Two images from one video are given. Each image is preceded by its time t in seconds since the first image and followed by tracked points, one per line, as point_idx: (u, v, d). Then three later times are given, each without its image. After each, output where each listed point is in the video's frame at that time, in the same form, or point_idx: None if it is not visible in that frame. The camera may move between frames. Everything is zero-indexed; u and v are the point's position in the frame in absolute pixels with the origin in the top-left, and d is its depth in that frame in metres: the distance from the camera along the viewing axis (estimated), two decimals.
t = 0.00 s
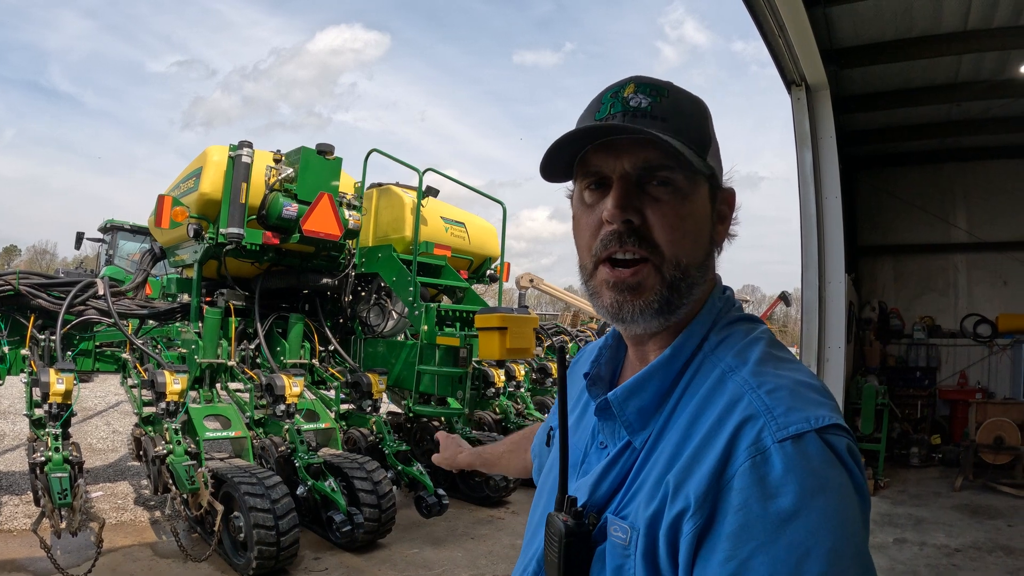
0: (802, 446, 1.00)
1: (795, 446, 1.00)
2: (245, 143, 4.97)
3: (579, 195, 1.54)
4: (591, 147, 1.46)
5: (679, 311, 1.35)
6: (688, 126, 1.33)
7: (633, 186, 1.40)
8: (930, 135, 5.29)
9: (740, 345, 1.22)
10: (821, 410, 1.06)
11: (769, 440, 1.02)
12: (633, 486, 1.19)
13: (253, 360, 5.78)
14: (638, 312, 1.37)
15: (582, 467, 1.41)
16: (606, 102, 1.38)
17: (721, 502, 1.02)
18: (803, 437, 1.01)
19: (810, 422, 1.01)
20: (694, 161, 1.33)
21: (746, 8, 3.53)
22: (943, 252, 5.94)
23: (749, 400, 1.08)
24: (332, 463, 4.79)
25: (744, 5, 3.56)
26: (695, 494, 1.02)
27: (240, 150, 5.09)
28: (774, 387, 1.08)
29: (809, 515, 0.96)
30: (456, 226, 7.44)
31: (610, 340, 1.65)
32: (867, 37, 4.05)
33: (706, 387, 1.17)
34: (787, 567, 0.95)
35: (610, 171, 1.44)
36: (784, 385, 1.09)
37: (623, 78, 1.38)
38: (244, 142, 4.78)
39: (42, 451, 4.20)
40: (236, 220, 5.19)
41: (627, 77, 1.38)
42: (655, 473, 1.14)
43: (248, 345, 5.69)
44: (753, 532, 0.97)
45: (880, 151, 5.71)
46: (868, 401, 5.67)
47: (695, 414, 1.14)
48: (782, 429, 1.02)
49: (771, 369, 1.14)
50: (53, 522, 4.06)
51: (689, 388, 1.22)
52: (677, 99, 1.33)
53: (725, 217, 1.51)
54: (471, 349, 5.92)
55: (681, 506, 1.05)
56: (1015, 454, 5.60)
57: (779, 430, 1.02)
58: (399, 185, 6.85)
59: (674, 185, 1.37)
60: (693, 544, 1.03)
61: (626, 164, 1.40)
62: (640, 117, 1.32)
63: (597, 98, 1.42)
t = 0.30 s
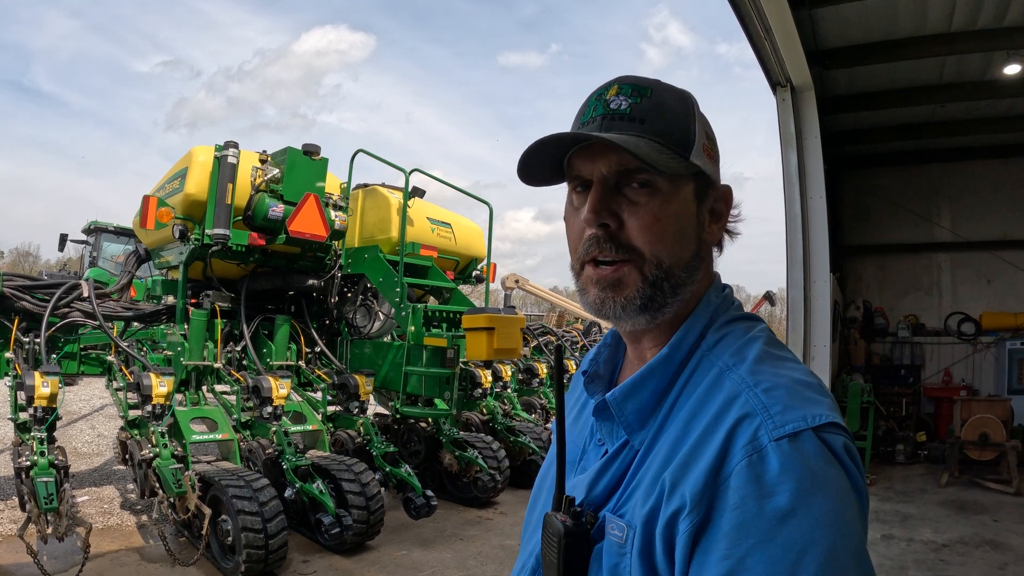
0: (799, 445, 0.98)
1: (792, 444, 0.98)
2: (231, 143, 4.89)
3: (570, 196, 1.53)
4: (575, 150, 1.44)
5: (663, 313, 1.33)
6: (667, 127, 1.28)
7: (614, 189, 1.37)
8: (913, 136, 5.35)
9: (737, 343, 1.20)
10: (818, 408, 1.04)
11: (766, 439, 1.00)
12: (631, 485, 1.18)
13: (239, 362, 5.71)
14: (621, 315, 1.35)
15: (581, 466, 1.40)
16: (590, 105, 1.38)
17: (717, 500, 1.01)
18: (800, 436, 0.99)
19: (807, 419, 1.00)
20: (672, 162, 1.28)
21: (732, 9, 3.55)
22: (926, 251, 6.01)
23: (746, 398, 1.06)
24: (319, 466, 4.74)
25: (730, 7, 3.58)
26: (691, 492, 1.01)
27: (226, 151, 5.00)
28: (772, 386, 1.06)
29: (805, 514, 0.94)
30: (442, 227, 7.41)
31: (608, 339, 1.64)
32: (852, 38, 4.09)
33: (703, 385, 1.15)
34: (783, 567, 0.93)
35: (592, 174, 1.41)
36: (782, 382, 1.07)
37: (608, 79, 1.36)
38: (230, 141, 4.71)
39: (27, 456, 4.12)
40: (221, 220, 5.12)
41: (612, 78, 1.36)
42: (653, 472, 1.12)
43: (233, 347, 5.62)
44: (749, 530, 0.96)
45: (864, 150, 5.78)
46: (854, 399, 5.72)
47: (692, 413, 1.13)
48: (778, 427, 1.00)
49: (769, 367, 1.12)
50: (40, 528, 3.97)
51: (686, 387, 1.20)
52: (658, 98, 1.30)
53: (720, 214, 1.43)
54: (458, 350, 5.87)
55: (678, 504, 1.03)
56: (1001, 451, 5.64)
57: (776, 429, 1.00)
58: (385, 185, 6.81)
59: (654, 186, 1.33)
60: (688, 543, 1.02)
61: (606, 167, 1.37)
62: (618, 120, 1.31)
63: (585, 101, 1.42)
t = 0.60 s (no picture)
0: (810, 465, 0.95)
1: (804, 465, 0.95)
2: (214, 145, 4.82)
3: (571, 217, 1.51)
4: (573, 171, 1.42)
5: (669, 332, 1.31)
6: (665, 142, 1.27)
7: (614, 208, 1.35)
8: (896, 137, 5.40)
9: (746, 359, 1.17)
10: (831, 425, 1.01)
11: (776, 459, 0.97)
12: (640, 506, 1.16)
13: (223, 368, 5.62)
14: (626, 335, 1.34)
15: (591, 486, 1.38)
16: (586, 124, 1.37)
17: (728, 523, 0.99)
18: (811, 455, 0.96)
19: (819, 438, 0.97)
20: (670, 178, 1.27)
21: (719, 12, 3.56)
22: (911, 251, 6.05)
23: (756, 416, 1.03)
24: (307, 473, 4.67)
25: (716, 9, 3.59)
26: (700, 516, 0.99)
27: (208, 153, 4.94)
28: (783, 403, 1.04)
29: (818, 537, 0.92)
30: (428, 229, 7.37)
31: (617, 357, 1.62)
32: (837, 41, 4.12)
33: (711, 404, 1.13)
34: None
35: (591, 195, 1.40)
36: (792, 399, 1.05)
37: (603, 96, 1.35)
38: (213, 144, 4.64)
39: (9, 467, 4.01)
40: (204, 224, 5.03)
41: (607, 95, 1.35)
42: (662, 494, 1.10)
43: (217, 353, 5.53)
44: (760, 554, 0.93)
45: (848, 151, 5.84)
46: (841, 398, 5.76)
47: (701, 433, 1.10)
48: (788, 447, 0.98)
49: (780, 383, 1.09)
50: (22, 540, 3.86)
51: (694, 406, 1.17)
52: (655, 114, 1.28)
53: (725, 228, 1.41)
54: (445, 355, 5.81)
55: (686, 528, 1.01)
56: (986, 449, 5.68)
57: (787, 448, 0.98)
58: (370, 188, 6.75)
59: (655, 203, 1.31)
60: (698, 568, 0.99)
61: (604, 186, 1.36)
62: (615, 138, 1.30)
63: (581, 120, 1.41)
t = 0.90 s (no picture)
0: (836, 495, 0.96)
1: (831, 496, 0.97)
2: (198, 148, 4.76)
3: (591, 241, 1.51)
4: (598, 194, 1.43)
5: (698, 359, 1.32)
6: (696, 167, 1.29)
7: (642, 233, 1.37)
8: (878, 140, 5.52)
9: (767, 384, 1.19)
10: (856, 454, 1.02)
11: (802, 489, 0.99)
12: (659, 532, 1.17)
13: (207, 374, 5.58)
14: (656, 363, 1.34)
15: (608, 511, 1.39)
16: (613, 144, 1.37)
17: (752, 554, 1.00)
18: (837, 485, 0.97)
19: (845, 469, 0.98)
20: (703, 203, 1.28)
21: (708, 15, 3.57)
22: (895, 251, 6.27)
23: (780, 444, 1.04)
24: (293, 481, 4.62)
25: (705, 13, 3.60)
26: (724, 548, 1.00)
27: (192, 156, 4.86)
28: (807, 431, 1.05)
29: (843, 568, 0.93)
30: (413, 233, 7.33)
31: (632, 381, 1.64)
32: (823, 44, 4.15)
33: (733, 432, 1.14)
34: None
35: (617, 219, 1.41)
36: (816, 428, 1.06)
37: (628, 116, 1.35)
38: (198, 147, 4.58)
39: None
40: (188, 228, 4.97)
41: (632, 115, 1.35)
42: (682, 523, 1.11)
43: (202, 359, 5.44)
44: None
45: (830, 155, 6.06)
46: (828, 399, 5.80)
47: (722, 460, 1.12)
48: (814, 477, 0.99)
49: (803, 411, 1.10)
50: (6, 553, 3.76)
51: (714, 432, 1.19)
52: (685, 137, 1.30)
53: (748, 253, 1.44)
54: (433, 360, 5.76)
55: (709, 558, 1.02)
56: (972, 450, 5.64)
57: (812, 478, 0.99)
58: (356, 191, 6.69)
59: (685, 230, 1.32)
60: None
61: (633, 212, 1.37)
62: (645, 161, 1.30)
63: (604, 140, 1.41)
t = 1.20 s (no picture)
0: (825, 508, 0.94)
1: (819, 508, 0.94)
2: (180, 148, 4.68)
3: (585, 243, 1.47)
4: (595, 195, 1.39)
5: (692, 368, 1.30)
6: (699, 173, 1.27)
7: (640, 238, 1.33)
8: (863, 143, 5.67)
9: (757, 391, 1.16)
10: (847, 463, 0.99)
11: (790, 501, 0.96)
12: (645, 541, 1.14)
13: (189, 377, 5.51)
14: (649, 371, 1.31)
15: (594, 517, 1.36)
16: (612, 144, 1.33)
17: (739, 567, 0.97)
18: (826, 497, 0.94)
19: (835, 480, 0.95)
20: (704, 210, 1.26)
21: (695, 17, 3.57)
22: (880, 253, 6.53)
23: (769, 453, 1.02)
24: (277, 485, 4.56)
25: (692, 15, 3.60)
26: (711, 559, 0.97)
27: (174, 156, 4.78)
28: (797, 439, 1.02)
29: None
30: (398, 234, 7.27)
31: (623, 386, 1.60)
32: (810, 46, 4.17)
33: (722, 439, 1.11)
34: None
35: (614, 223, 1.37)
36: (806, 436, 1.03)
37: (630, 114, 1.32)
38: (180, 147, 4.50)
39: None
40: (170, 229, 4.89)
41: (634, 113, 1.32)
42: (669, 532, 1.09)
43: (184, 362, 5.34)
44: None
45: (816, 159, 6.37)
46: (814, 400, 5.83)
47: (711, 469, 1.09)
48: (802, 489, 0.96)
49: (793, 418, 1.07)
50: None
51: (702, 439, 1.16)
52: (688, 141, 1.28)
53: (745, 261, 1.42)
54: (417, 362, 5.73)
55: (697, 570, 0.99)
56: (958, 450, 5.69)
57: (801, 489, 0.96)
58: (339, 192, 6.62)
59: (684, 238, 1.29)
60: None
61: (631, 217, 1.33)
62: (646, 163, 1.28)
63: (603, 138, 1.37)
